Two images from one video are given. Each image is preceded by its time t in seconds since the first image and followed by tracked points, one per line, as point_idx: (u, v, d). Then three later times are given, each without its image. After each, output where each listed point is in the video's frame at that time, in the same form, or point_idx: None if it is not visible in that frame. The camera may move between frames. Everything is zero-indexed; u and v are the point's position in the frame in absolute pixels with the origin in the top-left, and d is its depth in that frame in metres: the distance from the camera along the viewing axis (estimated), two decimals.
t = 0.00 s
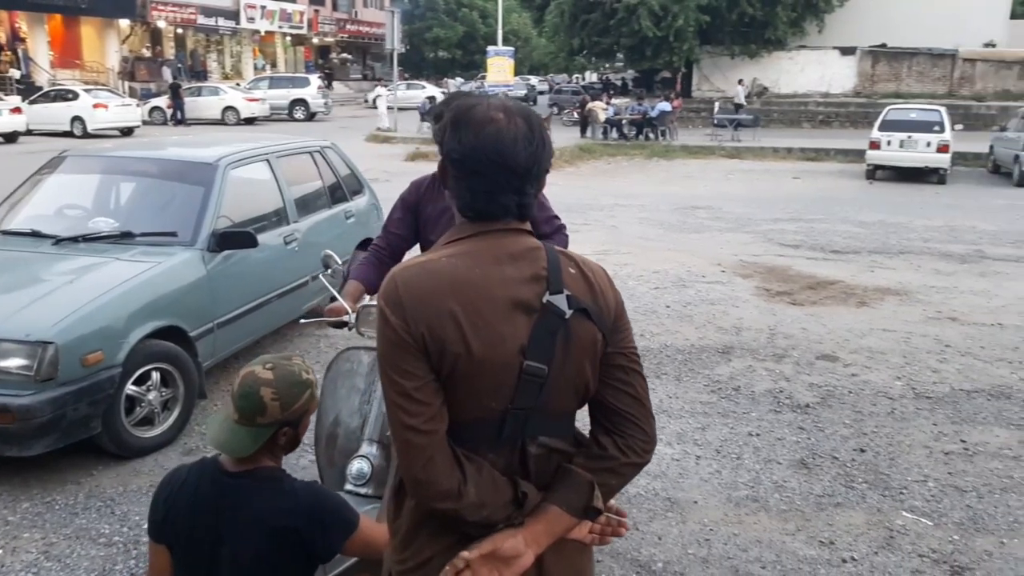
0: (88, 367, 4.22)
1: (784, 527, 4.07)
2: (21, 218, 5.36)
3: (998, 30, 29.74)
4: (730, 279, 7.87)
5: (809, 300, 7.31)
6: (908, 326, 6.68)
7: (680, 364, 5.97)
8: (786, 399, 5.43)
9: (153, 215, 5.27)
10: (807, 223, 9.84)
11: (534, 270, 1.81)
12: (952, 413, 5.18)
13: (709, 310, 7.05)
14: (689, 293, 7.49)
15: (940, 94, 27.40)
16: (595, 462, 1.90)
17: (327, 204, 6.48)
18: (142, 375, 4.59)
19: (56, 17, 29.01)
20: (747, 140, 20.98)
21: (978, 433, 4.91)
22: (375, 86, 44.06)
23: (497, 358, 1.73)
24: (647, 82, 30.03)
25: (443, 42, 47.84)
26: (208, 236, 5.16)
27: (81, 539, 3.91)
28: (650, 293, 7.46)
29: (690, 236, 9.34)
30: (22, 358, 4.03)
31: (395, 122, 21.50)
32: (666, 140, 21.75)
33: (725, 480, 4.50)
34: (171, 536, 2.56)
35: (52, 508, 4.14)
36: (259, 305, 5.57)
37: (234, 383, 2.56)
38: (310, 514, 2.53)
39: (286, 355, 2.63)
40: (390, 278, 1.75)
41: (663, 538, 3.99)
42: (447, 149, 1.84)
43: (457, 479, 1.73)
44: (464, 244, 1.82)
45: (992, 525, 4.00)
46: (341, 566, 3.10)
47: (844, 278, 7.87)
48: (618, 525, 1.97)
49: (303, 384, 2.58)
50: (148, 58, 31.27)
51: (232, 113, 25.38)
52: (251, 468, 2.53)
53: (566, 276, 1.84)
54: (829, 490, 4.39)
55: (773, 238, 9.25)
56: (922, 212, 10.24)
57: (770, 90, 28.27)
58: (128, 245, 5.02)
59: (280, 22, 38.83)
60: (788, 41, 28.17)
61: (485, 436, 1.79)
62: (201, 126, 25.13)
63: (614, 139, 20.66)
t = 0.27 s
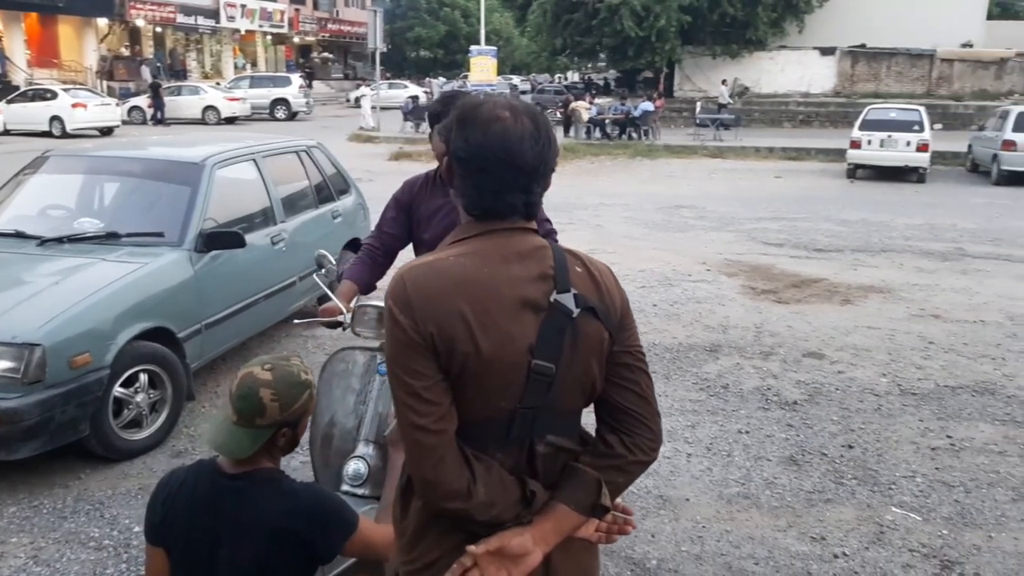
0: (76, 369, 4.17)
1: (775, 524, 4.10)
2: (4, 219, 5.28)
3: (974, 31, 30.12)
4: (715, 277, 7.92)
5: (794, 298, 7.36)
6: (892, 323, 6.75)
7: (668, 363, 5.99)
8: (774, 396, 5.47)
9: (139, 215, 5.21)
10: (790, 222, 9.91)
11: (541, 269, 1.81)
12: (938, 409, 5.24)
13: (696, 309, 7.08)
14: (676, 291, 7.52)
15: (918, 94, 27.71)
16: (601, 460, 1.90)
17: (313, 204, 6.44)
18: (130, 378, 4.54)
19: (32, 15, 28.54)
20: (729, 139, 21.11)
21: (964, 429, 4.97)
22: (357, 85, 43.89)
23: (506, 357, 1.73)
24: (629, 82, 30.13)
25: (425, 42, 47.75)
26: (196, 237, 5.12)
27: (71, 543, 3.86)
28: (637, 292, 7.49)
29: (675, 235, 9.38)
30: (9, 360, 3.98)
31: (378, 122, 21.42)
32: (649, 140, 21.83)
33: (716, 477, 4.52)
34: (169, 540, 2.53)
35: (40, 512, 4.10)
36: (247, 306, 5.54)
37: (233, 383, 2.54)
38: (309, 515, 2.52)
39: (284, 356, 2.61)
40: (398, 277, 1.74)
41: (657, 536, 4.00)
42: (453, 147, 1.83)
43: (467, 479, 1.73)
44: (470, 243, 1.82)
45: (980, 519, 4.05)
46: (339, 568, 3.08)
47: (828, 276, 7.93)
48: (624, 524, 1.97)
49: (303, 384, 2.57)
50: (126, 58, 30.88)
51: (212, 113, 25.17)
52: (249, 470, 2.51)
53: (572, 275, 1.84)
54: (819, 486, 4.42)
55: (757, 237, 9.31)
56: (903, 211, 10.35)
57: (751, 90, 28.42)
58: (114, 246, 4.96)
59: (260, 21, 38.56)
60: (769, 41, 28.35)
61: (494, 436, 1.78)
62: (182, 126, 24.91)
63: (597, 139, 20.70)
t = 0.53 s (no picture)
0: (64, 372, 4.12)
1: (768, 521, 4.12)
2: None
3: (954, 31, 30.44)
4: (702, 276, 7.95)
5: (781, 297, 7.41)
6: (878, 321, 6.81)
7: (658, 361, 6.01)
8: (764, 394, 5.50)
9: (126, 216, 5.16)
10: (775, 221, 9.97)
11: (549, 268, 1.80)
12: (926, 406, 5.29)
13: (684, 308, 7.11)
14: (664, 290, 7.55)
15: (899, 94, 27.98)
16: (610, 459, 1.89)
17: (301, 204, 6.41)
18: (119, 380, 4.50)
19: (10, 15, 28.07)
20: (713, 139, 21.20)
21: (952, 425, 5.02)
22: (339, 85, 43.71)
23: (516, 356, 1.72)
24: (613, 82, 30.19)
25: (408, 41, 47.61)
26: (184, 237, 5.07)
27: (61, 547, 3.82)
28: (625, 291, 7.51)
29: (662, 235, 9.41)
30: None
31: (362, 122, 21.34)
32: (634, 139, 21.88)
33: (708, 475, 4.54)
34: (168, 542, 2.51)
35: (29, 517, 4.05)
36: (236, 307, 5.50)
37: (232, 385, 2.51)
38: (310, 516, 2.51)
39: (284, 356, 2.59)
40: (406, 276, 1.73)
41: (652, 534, 4.02)
42: (460, 145, 1.83)
43: (476, 478, 1.72)
44: (478, 241, 1.81)
45: (970, 514, 4.10)
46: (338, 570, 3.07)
47: (814, 275, 7.99)
48: (631, 522, 1.97)
49: (303, 385, 2.55)
50: (106, 57, 31.24)
51: (194, 113, 24.99)
52: (250, 471, 2.49)
53: (580, 273, 1.84)
54: (811, 483, 4.45)
55: (743, 236, 9.36)
56: (887, 210, 10.44)
57: (734, 90, 28.56)
58: (101, 247, 4.91)
59: (242, 20, 38.30)
60: (752, 41, 28.49)
61: (502, 436, 1.78)
62: (163, 126, 24.71)
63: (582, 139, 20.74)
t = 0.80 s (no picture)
0: (54, 374, 4.08)
1: (762, 517, 4.15)
2: None
3: (934, 31, 30.72)
4: (690, 275, 7.99)
5: (769, 295, 7.45)
6: (865, 318, 6.87)
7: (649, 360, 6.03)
8: (754, 391, 5.54)
9: (115, 216, 5.11)
10: (761, 220, 10.03)
11: (558, 265, 1.79)
12: (914, 402, 5.35)
13: (672, 307, 7.14)
14: (653, 289, 7.58)
15: (881, 94, 28.22)
16: (617, 456, 1.89)
17: (291, 204, 6.38)
18: (110, 381, 4.46)
19: None
20: (698, 139, 21.30)
21: (940, 421, 5.08)
22: (323, 84, 43.53)
23: (526, 353, 1.72)
24: (598, 82, 30.25)
25: (392, 41, 47.48)
26: (174, 237, 5.03)
27: (53, 551, 3.78)
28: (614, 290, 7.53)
29: (649, 234, 9.45)
30: None
31: (347, 122, 21.26)
32: (619, 139, 21.94)
33: (702, 472, 4.57)
34: (169, 543, 2.49)
35: (19, 521, 4.01)
36: (226, 307, 5.47)
37: (232, 386, 2.49)
38: (311, 516, 2.49)
39: (286, 356, 2.57)
40: (416, 275, 1.72)
41: (647, 531, 4.03)
42: (468, 142, 1.83)
43: (488, 477, 1.72)
44: (487, 239, 1.81)
45: (960, 509, 4.15)
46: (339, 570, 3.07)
47: (801, 273, 8.04)
48: (639, 519, 1.97)
49: (304, 385, 2.53)
50: (88, 56, 30.64)
51: (177, 113, 24.81)
52: (251, 472, 2.48)
53: (588, 271, 1.83)
54: (803, 480, 4.48)
55: (730, 235, 9.41)
56: (871, 209, 10.53)
57: (718, 90, 28.69)
58: (90, 247, 4.86)
59: (225, 19, 38.02)
60: (736, 41, 28.65)
61: (513, 435, 1.77)
62: (146, 127, 24.51)
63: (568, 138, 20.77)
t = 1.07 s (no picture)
0: (44, 376, 4.03)
1: (757, 515, 4.17)
2: None
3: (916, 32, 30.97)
4: (679, 275, 8.01)
5: (757, 294, 7.49)
6: (852, 317, 6.92)
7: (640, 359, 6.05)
8: (746, 390, 5.56)
9: (103, 217, 5.06)
10: (748, 219, 10.08)
11: (568, 264, 1.79)
12: (903, 399, 5.39)
13: (662, 306, 7.16)
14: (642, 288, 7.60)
15: (863, 94, 28.42)
16: (626, 455, 1.88)
17: (280, 204, 6.35)
18: (100, 384, 4.41)
19: None
20: (684, 139, 21.38)
21: (929, 418, 5.13)
22: (307, 84, 43.32)
23: (537, 353, 1.70)
24: (584, 82, 30.29)
25: (377, 41, 47.33)
26: (164, 238, 4.99)
27: (45, 555, 3.74)
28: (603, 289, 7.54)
29: (637, 234, 9.47)
30: None
31: (332, 122, 21.17)
32: (605, 139, 21.98)
33: (696, 470, 4.58)
34: (169, 546, 2.47)
35: (10, 525, 3.96)
36: (216, 308, 5.43)
37: (233, 386, 2.47)
38: (312, 516, 2.48)
39: (287, 357, 2.55)
40: (427, 273, 1.70)
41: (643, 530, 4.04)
42: (478, 140, 1.83)
43: (499, 477, 1.70)
44: (497, 237, 1.80)
45: (951, 505, 4.18)
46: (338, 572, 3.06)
47: (788, 272, 8.09)
48: (647, 518, 1.97)
49: (305, 385, 2.52)
50: (69, 56, 30.27)
51: (160, 113, 24.63)
52: (252, 473, 2.46)
53: (597, 270, 1.82)
54: (796, 477, 4.51)
55: (717, 234, 9.46)
56: (856, 208, 10.61)
57: (703, 90, 28.81)
58: (79, 248, 4.82)
59: (207, 19, 37.74)
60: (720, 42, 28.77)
61: (524, 434, 1.76)
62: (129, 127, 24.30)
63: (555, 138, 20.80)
